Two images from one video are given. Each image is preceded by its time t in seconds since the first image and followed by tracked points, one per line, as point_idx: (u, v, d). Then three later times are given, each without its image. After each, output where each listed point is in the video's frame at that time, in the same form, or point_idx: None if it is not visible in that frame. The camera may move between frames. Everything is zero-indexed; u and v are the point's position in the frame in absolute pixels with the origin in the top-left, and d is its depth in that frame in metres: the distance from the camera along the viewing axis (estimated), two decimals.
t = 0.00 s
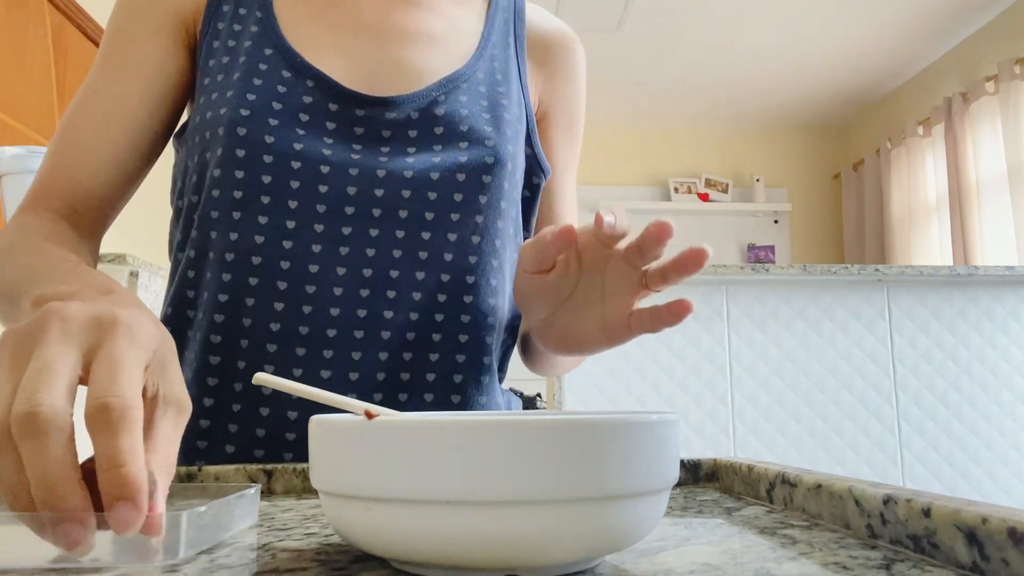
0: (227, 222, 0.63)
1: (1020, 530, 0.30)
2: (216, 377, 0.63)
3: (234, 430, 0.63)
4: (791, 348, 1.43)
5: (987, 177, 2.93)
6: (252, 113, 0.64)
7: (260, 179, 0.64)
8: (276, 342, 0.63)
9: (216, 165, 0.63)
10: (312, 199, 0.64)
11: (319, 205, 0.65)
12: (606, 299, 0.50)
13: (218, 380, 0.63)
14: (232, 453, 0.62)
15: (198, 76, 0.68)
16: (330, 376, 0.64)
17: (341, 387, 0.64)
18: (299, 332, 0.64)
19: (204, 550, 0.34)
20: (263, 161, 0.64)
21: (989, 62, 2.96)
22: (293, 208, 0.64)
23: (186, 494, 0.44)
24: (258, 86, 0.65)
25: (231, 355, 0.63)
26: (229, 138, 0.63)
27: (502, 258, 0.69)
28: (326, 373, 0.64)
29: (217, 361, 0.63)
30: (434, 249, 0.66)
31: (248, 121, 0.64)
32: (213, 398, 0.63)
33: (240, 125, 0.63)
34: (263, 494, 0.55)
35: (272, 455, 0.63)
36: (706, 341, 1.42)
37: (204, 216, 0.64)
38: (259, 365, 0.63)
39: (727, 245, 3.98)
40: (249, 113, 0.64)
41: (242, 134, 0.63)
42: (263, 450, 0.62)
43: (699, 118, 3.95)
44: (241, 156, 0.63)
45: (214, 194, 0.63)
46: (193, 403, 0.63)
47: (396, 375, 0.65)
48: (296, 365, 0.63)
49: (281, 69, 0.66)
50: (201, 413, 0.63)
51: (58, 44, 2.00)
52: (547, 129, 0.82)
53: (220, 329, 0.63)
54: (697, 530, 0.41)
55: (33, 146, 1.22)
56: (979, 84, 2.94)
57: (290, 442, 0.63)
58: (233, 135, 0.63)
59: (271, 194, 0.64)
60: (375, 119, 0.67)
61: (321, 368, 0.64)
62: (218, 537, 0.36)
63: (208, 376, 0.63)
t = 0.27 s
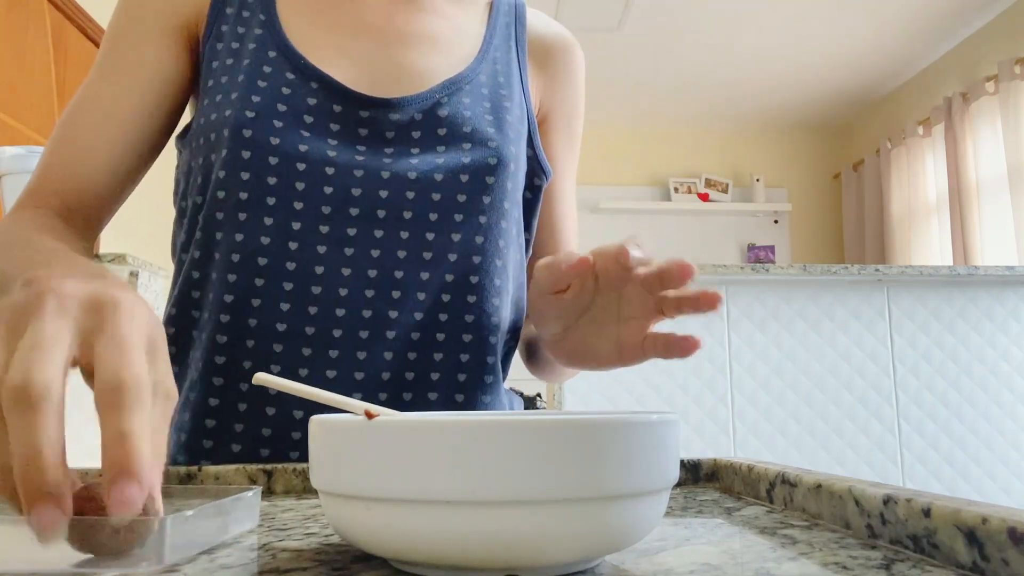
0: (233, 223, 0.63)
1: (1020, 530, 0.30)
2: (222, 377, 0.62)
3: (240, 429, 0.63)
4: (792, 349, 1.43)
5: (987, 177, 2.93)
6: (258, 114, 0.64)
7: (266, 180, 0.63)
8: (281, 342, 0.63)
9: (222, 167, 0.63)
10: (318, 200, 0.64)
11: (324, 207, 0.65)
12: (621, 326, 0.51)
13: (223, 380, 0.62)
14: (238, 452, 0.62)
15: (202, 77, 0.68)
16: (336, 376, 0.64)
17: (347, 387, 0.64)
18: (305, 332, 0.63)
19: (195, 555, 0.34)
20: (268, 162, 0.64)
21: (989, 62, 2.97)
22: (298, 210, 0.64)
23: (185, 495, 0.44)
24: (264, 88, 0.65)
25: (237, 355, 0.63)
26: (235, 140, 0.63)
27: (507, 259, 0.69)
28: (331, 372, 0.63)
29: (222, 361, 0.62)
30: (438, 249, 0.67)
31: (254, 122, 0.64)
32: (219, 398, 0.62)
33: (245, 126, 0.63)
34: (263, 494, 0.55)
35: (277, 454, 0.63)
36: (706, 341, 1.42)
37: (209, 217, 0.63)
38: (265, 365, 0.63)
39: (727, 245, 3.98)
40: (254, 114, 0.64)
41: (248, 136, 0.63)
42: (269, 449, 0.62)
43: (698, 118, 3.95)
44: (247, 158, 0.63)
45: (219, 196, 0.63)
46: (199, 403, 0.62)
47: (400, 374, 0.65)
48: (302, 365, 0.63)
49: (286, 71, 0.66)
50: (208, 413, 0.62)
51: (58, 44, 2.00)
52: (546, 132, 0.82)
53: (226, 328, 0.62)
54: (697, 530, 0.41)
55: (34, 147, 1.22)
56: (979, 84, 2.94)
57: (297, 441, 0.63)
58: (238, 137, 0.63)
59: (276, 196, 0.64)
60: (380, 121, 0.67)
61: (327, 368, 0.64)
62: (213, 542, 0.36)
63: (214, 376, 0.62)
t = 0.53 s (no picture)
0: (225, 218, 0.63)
1: (1020, 529, 0.30)
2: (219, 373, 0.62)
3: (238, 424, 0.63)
4: (791, 348, 1.43)
5: (987, 177, 2.93)
6: (252, 109, 0.64)
7: (259, 176, 0.63)
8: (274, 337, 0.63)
9: (216, 162, 0.63)
10: (310, 194, 0.64)
11: (316, 202, 0.64)
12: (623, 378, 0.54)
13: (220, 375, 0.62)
14: (232, 447, 0.63)
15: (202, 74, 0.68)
16: (326, 371, 0.63)
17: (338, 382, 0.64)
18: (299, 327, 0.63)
19: (197, 556, 0.34)
20: (261, 157, 0.64)
21: (989, 62, 2.97)
22: (291, 205, 0.64)
23: (185, 495, 0.44)
24: (259, 81, 0.65)
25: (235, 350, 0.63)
26: (229, 134, 0.63)
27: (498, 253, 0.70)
28: (321, 367, 0.63)
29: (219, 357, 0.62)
30: (430, 244, 0.67)
31: (247, 117, 0.64)
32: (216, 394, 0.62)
33: (239, 121, 0.63)
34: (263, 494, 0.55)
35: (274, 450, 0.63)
36: (705, 341, 1.42)
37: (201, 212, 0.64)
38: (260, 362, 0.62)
39: (727, 245, 3.98)
40: (248, 109, 0.64)
41: (242, 131, 0.63)
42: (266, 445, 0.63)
43: (699, 118, 3.95)
44: (240, 152, 0.63)
45: (211, 190, 0.63)
46: (195, 399, 0.62)
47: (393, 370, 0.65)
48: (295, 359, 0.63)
49: (281, 66, 0.66)
50: (203, 408, 0.62)
51: (58, 43, 2.00)
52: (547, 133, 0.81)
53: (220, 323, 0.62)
54: (697, 530, 0.41)
55: (34, 147, 1.22)
56: (980, 84, 2.94)
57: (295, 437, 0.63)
58: (232, 131, 0.63)
59: (269, 191, 0.64)
60: (373, 116, 0.67)
61: (318, 363, 0.63)
62: (214, 543, 0.36)
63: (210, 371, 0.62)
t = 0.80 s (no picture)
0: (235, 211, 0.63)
1: (1020, 530, 0.30)
2: (227, 368, 0.63)
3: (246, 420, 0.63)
4: (792, 349, 1.43)
5: (987, 177, 2.93)
6: (264, 105, 0.64)
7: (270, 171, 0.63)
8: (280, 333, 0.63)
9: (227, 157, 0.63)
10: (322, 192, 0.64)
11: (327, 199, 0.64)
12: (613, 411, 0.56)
13: (229, 370, 0.63)
14: (245, 443, 0.62)
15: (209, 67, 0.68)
16: (334, 368, 0.64)
17: (345, 379, 0.64)
18: (306, 324, 0.64)
19: (196, 556, 0.34)
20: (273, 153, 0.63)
21: (989, 62, 2.97)
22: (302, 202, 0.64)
23: (186, 494, 0.44)
24: (270, 79, 0.65)
25: (243, 346, 0.63)
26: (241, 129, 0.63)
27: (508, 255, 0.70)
28: (331, 365, 0.64)
29: (228, 351, 0.63)
30: (439, 245, 0.67)
31: (260, 113, 0.64)
32: (225, 389, 0.63)
33: (251, 116, 0.63)
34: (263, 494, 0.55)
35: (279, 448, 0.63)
36: (706, 341, 1.42)
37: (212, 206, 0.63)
38: (267, 356, 0.63)
39: (727, 245, 3.98)
40: (261, 105, 0.64)
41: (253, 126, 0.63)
42: (271, 441, 0.63)
43: (699, 118, 3.95)
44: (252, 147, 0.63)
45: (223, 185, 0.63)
46: (204, 395, 0.62)
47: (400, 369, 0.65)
48: (302, 356, 0.64)
49: (293, 64, 0.67)
50: (214, 404, 0.62)
51: (58, 43, 2.00)
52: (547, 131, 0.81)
53: (230, 318, 0.63)
54: (697, 530, 0.41)
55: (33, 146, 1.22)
56: (979, 84, 2.94)
57: (297, 433, 0.63)
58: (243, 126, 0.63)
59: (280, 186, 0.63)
60: (384, 117, 0.67)
61: (326, 361, 0.64)
62: (213, 543, 0.36)
63: (219, 366, 0.63)
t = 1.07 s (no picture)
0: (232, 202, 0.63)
1: (1020, 530, 0.30)
2: (227, 359, 0.64)
3: (246, 411, 0.64)
4: (791, 348, 1.43)
5: (987, 177, 2.93)
6: (265, 98, 0.64)
7: (269, 163, 0.63)
8: (276, 326, 0.64)
9: (227, 149, 0.64)
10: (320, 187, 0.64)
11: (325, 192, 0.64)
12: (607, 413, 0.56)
13: (229, 361, 0.64)
14: (245, 434, 0.64)
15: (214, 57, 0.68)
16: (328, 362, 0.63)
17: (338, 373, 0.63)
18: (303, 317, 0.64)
19: (196, 556, 0.34)
20: (272, 145, 0.64)
21: (989, 62, 2.97)
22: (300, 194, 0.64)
23: (186, 494, 0.44)
24: (272, 72, 0.65)
25: (241, 338, 0.64)
26: (240, 121, 0.63)
27: (506, 254, 0.70)
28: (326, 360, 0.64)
29: (228, 344, 0.64)
30: (436, 243, 0.67)
31: (261, 106, 0.64)
32: (226, 380, 0.63)
33: (251, 109, 0.64)
34: (263, 494, 0.55)
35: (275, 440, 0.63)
36: (706, 341, 1.42)
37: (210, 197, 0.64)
38: (263, 347, 0.64)
39: (727, 245, 3.98)
40: (262, 98, 0.64)
41: (253, 119, 0.63)
42: (268, 433, 0.63)
43: (699, 118, 3.95)
44: (251, 140, 0.63)
45: (222, 176, 0.63)
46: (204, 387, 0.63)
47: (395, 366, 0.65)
48: (296, 349, 0.64)
49: (296, 58, 0.67)
50: (215, 395, 0.63)
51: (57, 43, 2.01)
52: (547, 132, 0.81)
53: (230, 311, 0.64)
54: (697, 530, 0.41)
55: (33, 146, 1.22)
56: (980, 84, 2.94)
57: (292, 425, 0.63)
58: (243, 118, 0.63)
59: (278, 177, 0.63)
60: (384, 113, 0.67)
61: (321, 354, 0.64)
62: (213, 543, 0.36)
63: (219, 358, 0.63)
